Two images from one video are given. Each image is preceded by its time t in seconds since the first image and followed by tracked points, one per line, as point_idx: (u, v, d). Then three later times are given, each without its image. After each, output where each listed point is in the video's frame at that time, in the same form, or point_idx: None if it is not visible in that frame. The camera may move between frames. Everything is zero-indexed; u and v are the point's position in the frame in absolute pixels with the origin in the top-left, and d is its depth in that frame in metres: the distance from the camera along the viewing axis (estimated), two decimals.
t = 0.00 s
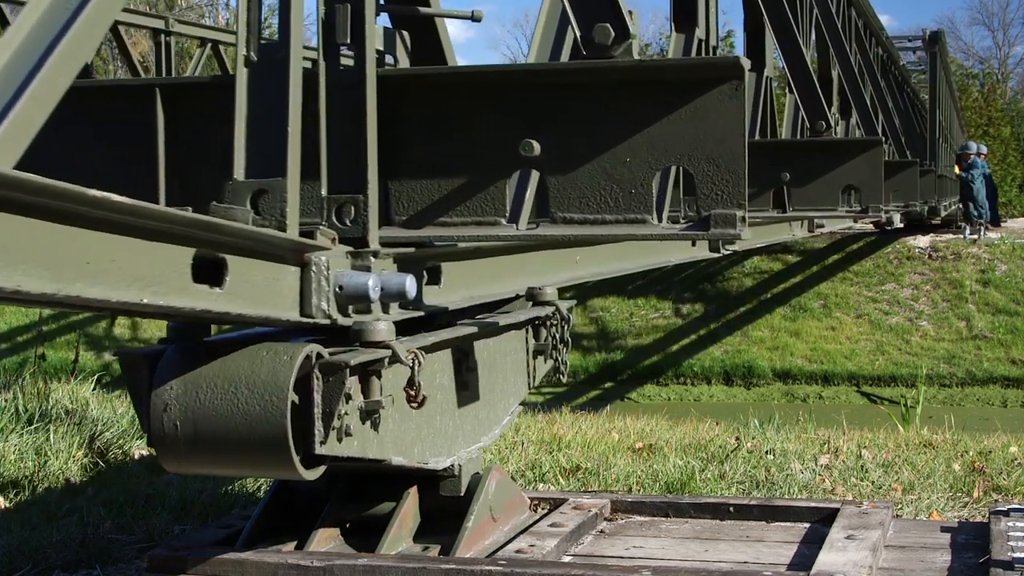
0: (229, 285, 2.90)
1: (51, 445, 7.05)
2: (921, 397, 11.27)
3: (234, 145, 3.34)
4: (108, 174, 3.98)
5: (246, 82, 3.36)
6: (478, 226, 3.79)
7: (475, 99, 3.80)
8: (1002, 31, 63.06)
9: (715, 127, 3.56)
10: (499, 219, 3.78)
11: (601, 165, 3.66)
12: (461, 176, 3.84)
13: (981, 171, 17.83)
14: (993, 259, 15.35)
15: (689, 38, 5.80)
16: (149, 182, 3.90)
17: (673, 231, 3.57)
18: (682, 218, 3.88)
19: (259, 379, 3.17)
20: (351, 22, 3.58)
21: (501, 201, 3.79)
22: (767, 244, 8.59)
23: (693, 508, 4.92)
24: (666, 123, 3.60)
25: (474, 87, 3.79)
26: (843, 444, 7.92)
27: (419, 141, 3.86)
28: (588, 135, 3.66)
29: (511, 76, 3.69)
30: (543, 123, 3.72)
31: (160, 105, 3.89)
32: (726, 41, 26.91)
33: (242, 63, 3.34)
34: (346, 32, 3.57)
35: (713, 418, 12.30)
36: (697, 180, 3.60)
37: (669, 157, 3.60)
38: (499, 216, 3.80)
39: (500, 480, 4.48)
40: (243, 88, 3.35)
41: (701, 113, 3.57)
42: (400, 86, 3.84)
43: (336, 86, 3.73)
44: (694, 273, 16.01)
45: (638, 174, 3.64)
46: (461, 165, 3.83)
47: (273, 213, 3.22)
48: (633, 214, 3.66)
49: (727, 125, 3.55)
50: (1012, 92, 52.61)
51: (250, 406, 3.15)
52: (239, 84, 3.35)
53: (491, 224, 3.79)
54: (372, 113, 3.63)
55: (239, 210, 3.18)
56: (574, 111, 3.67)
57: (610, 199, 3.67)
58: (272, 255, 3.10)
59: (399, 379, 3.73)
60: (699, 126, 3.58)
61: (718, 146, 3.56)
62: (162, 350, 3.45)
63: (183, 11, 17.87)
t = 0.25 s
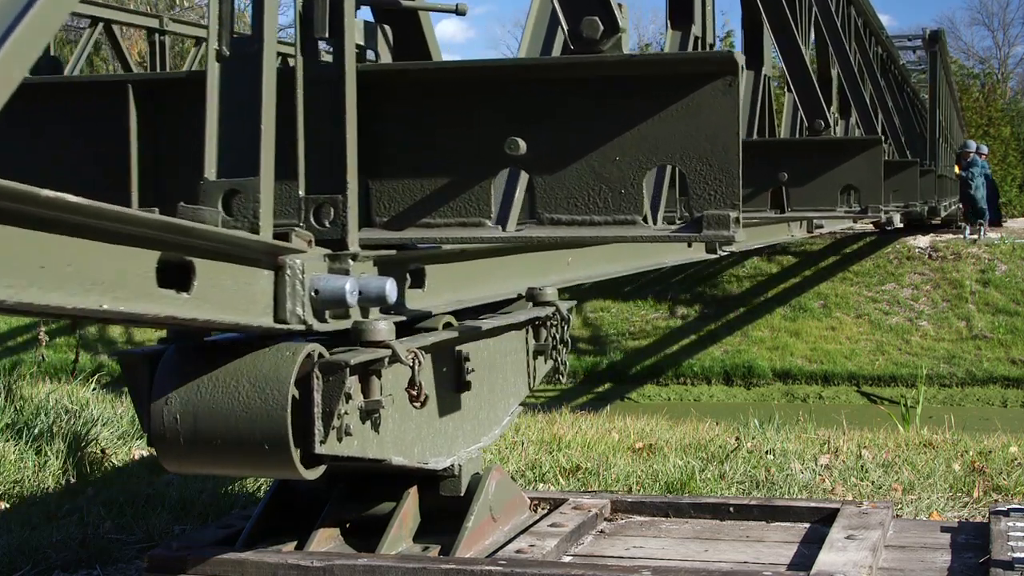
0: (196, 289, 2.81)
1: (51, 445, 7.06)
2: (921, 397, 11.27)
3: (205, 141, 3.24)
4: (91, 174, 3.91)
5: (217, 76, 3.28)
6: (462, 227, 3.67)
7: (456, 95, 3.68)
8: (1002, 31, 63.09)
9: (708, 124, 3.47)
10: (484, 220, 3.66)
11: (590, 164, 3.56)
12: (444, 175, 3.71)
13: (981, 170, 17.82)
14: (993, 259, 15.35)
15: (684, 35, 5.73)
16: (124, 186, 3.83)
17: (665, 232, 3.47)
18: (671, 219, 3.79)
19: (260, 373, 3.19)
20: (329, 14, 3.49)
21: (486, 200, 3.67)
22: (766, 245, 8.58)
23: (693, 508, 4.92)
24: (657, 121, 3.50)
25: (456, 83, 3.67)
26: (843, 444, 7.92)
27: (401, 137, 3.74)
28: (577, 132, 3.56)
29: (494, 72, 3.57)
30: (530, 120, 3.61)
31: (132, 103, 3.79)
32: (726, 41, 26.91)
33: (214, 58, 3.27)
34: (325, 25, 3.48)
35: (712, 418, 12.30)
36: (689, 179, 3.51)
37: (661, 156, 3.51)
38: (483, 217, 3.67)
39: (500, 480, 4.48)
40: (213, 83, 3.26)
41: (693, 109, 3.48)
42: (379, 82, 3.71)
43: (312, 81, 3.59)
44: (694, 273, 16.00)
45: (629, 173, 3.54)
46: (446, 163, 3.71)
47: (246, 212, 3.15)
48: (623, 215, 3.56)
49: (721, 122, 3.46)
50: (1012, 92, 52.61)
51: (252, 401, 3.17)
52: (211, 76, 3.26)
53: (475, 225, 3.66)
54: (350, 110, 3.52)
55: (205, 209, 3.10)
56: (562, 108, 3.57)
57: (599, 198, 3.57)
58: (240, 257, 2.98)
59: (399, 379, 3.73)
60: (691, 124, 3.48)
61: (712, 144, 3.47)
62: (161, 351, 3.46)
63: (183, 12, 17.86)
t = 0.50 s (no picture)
0: (156, 294, 2.74)
1: (51, 445, 7.07)
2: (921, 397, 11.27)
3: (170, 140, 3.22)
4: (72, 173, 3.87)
5: (182, 71, 3.23)
6: (439, 228, 3.57)
7: (435, 91, 3.60)
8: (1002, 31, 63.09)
9: (696, 121, 3.35)
10: (464, 221, 3.56)
11: (573, 162, 3.45)
12: (422, 175, 3.62)
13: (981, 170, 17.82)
14: (992, 259, 15.35)
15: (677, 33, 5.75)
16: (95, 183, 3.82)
17: (650, 234, 3.34)
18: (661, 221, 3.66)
19: (261, 367, 3.19)
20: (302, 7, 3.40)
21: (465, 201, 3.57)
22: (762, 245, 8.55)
23: (693, 508, 4.92)
24: (644, 118, 3.39)
25: (434, 78, 3.58)
26: (843, 444, 7.93)
27: (378, 135, 3.66)
28: (561, 130, 3.46)
29: (473, 66, 3.48)
30: (509, 117, 3.51)
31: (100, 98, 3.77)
32: (727, 40, 26.91)
33: (178, 52, 3.22)
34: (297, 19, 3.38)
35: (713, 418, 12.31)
36: (676, 178, 3.38)
37: (646, 154, 3.38)
38: (462, 219, 3.58)
39: (500, 480, 4.47)
40: (180, 80, 3.22)
41: (680, 105, 3.35)
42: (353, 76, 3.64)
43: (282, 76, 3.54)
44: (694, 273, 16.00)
45: (613, 172, 3.42)
46: (426, 161, 3.62)
47: (212, 213, 3.12)
48: (608, 216, 3.44)
49: (710, 119, 3.33)
50: (1012, 92, 52.62)
51: (253, 394, 3.17)
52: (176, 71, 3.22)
53: (450, 227, 3.57)
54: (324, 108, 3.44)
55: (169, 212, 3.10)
56: (545, 103, 3.47)
57: (583, 199, 3.45)
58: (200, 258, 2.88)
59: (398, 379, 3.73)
60: (680, 120, 3.36)
61: (700, 141, 3.35)
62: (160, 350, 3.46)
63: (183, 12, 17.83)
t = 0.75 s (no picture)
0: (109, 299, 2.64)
1: (51, 445, 7.06)
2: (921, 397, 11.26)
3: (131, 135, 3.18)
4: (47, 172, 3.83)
5: (142, 64, 3.19)
6: (416, 228, 3.52)
7: (410, 86, 3.54)
8: (1001, 32, 63.08)
9: (683, 117, 3.29)
10: (441, 221, 3.51)
11: (556, 159, 3.40)
12: (399, 172, 3.56)
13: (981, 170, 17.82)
14: (992, 260, 15.35)
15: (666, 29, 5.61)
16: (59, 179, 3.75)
17: (636, 233, 3.29)
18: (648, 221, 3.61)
19: (262, 366, 3.19)
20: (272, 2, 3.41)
21: (443, 202, 3.53)
22: (760, 246, 8.50)
23: (693, 508, 4.92)
24: (630, 113, 3.33)
25: (410, 72, 3.52)
26: (843, 444, 7.93)
27: (353, 133, 3.60)
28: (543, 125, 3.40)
29: (447, 60, 3.43)
30: (485, 111, 3.46)
31: (64, 92, 3.71)
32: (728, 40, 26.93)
33: (139, 43, 3.18)
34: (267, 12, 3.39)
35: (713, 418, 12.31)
36: (663, 176, 3.32)
37: (631, 151, 3.34)
38: (440, 219, 3.53)
39: (500, 480, 4.47)
40: (141, 73, 3.19)
41: (666, 101, 3.30)
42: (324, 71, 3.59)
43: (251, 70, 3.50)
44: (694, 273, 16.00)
45: (597, 170, 3.37)
46: (403, 158, 3.56)
47: (173, 212, 3.11)
48: (592, 216, 3.39)
49: (696, 115, 3.28)
50: (1012, 92, 52.62)
51: (256, 388, 3.17)
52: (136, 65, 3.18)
53: (429, 227, 3.52)
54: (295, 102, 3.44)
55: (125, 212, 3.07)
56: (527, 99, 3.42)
57: (567, 197, 3.40)
58: (157, 260, 2.78)
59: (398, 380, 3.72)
60: (666, 116, 3.31)
61: (686, 138, 3.30)
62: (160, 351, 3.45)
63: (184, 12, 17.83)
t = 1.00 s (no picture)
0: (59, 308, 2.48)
1: (51, 445, 7.06)
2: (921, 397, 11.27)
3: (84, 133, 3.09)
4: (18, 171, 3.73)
5: (98, 59, 3.07)
6: (391, 232, 3.33)
7: (383, 80, 3.36)
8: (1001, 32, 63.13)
9: (669, 114, 3.12)
10: (416, 223, 3.32)
11: (536, 159, 3.24)
12: (372, 171, 3.39)
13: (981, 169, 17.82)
14: (992, 260, 15.35)
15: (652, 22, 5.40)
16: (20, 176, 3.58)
17: (619, 237, 3.13)
18: (639, 222, 3.42)
19: (261, 366, 3.19)
20: None
21: (418, 204, 3.34)
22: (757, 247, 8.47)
23: (693, 508, 4.92)
24: (613, 110, 3.16)
25: (382, 65, 3.34)
26: (843, 444, 7.93)
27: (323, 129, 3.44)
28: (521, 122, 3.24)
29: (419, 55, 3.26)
30: (461, 108, 3.28)
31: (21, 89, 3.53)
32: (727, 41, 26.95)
33: (94, 35, 3.05)
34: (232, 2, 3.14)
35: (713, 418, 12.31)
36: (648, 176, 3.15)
37: (615, 150, 3.16)
38: (416, 221, 3.34)
39: (500, 480, 4.47)
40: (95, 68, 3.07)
41: (652, 97, 3.12)
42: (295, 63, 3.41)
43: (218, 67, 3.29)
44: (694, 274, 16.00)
45: (579, 170, 3.20)
46: (375, 157, 3.38)
47: (129, 214, 2.96)
48: (573, 217, 3.22)
49: (684, 112, 3.11)
50: (1012, 92, 52.65)
51: (255, 390, 3.17)
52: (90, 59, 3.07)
53: (404, 231, 3.32)
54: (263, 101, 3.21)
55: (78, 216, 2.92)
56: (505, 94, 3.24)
57: (546, 198, 3.23)
58: (119, 266, 2.64)
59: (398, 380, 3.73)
60: (651, 113, 3.13)
61: (673, 136, 3.12)
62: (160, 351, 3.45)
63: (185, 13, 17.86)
